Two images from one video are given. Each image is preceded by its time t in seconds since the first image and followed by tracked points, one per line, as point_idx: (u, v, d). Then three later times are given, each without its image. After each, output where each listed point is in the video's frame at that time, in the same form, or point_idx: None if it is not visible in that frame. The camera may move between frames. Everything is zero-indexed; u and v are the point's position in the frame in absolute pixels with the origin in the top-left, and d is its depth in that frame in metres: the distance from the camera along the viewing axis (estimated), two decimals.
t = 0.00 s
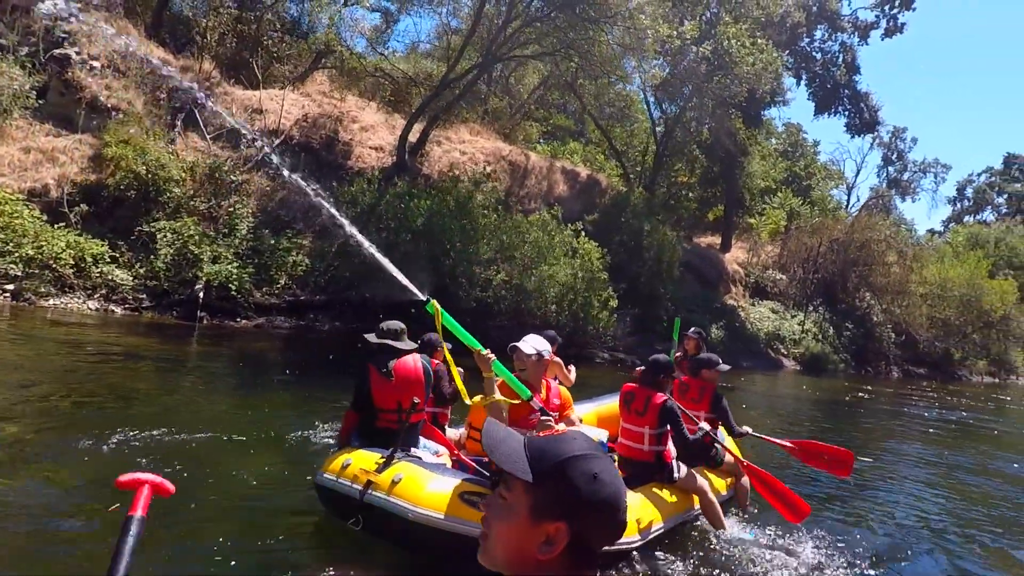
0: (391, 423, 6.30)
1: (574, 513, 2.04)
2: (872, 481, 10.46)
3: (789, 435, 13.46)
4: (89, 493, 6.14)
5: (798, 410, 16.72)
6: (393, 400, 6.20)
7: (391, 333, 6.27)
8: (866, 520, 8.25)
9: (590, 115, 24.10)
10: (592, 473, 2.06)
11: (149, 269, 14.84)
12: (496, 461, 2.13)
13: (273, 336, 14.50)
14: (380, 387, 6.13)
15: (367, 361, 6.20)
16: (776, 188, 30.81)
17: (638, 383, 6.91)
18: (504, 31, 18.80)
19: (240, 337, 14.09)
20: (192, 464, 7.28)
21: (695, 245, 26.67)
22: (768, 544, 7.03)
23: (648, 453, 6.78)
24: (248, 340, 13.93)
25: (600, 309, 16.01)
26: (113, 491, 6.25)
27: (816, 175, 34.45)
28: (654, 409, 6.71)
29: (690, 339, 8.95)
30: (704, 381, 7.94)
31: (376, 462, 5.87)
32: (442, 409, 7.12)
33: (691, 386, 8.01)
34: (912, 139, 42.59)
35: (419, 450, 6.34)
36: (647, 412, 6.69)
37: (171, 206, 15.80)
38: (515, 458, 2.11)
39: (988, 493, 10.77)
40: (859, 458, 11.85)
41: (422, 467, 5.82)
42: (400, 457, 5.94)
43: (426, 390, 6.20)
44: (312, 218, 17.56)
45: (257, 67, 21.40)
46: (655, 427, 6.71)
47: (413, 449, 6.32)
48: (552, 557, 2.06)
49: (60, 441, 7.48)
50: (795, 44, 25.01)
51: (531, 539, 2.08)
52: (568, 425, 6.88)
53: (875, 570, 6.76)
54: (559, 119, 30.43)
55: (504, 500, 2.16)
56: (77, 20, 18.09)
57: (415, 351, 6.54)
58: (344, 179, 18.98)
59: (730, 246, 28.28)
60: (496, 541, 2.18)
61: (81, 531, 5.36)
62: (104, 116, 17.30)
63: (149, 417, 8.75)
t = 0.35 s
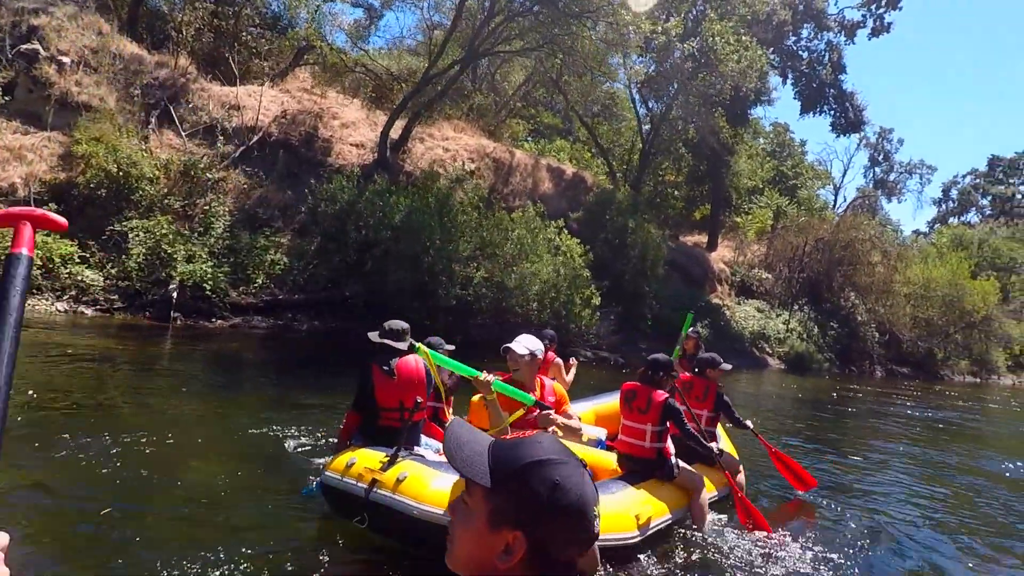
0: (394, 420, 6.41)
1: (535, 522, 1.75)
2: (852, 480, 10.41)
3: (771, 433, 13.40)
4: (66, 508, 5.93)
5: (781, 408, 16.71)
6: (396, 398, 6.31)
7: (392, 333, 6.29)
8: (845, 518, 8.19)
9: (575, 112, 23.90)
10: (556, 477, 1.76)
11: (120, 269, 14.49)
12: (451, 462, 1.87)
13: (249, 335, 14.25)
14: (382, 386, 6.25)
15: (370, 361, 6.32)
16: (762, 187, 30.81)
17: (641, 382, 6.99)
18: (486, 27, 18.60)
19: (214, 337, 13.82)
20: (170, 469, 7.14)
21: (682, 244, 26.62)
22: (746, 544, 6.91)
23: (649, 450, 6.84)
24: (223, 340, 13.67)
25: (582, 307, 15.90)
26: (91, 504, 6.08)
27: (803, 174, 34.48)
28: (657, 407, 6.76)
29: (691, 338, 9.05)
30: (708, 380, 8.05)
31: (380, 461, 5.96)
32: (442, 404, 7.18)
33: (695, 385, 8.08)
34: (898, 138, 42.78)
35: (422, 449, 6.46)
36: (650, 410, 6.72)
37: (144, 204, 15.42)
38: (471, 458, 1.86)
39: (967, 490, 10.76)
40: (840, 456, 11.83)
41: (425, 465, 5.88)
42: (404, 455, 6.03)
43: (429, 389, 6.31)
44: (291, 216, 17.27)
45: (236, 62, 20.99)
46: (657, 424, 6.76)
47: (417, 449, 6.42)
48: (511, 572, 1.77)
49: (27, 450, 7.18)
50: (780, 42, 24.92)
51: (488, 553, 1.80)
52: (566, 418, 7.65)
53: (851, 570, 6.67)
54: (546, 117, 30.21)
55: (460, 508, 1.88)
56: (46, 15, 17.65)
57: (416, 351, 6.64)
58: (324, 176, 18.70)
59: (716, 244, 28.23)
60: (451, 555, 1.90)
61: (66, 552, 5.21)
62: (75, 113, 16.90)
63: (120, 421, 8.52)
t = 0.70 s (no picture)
0: (401, 417, 6.48)
1: (529, 524, 1.76)
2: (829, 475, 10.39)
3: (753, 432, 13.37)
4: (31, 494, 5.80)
5: (765, 409, 16.66)
6: (403, 393, 6.41)
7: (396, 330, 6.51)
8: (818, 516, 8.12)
9: (566, 109, 23.82)
10: (549, 480, 1.77)
11: (98, 259, 14.28)
12: (444, 468, 1.86)
13: (228, 328, 14.07)
14: (389, 382, 6.35)
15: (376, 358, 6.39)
16: (752, 188, 30.87)
17: (645, 381, 7.03)
18: (474, 21, 18.49)
19: (191, 329, 13.65)
20: (148, 462, 7.01)
21: (671, 244, 26.61)
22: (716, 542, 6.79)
23: (652, 448, 6.87)
24: (199, 333, 13.49)
25: (566, 304, 15.82)
26: (63, 492, 5.96)
27: (794, 176, 34.57)
28: (661, 406, 6.81)
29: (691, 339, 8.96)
30: (709, 382, 7.96)
31: (390, 455, 5.99)
32: (447, 400, 6.83)
33: (694, 386, 7.95)
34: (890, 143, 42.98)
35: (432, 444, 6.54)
36: (653, 409, 6.79)
37: (124, 193, 15.22)
38: (463, 465, 1.85)
39: (944, 490, 10.76)
40: (820, 455, 11.78)
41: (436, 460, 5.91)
42: (415, 450, 6.07)
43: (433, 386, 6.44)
44: (275, 208, 17.10)
45: (222, 52, 20.78)
46: (661, 422, 6.81)
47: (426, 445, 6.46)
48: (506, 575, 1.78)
49: None
50: (771, 42, 24.96)
51: (483, 558, 1.79)
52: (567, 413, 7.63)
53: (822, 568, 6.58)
54: (539, 114, 30.15)
55: (451, 515, 1.87)
56: None
57: (423, 348, 6.77)
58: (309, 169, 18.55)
59: (706, 244, 28.22)
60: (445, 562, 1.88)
61: (37, 539, 5.10)
62: (54, 99, 16.65)
63: (95, 412, 8.37)
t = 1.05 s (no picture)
0: (413, 415, 6.45)
1: (530, 527, 1.59)
2: (817, 470, 10.26)
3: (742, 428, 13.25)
4: None
5: (755, 404, 16.55)
6: (414, 393, 6.33)
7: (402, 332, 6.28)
8: (807, 510, 7.92)
9: (554, 105, 23.64)
10: (553, 480, 1.60)
11: (75, 262, 14.01)
12: (442, 462, 1.69)
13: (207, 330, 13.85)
14: (400, 383, 6.26)
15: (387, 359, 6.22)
16: (743, 182, 30.77)
17: (648, 377, 6.88)
18: (457, 16, 18.25)
19: (170, 331, 13.42)
20: (124, 467, 6.81)
21: (662, 239, 26.47)
22: (701, 539, 6.53)
23: (657, 444, 6.80)
24: (178, 335, 13.27)
25: (553, 301, 15.66)
26: (23, 502, 5.76)
27: (786, 170, 34.50)
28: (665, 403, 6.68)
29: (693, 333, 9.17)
30: (707, 374, 7.78)
31: (406, 453, 6.04)
32: (457, 399, 6.60)
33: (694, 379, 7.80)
34: (881, 136, 42.97)
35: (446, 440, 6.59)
36: (657, 406, 6.66)
37: (101, 194, 14.95)
38: (464, 463, 1.67)
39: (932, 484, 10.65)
40: (810, 450, 11.62)
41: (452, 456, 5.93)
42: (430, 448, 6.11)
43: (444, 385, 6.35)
44: (258, 207, 16.86)
45: (203, 50, 20.48)
46: (665, 418, 6.69)
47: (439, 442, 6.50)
48: None
49: None
50: (760, 36, 24.82)
51: (479, 561, 1.64)
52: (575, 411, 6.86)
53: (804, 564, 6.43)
54: (529, 111, 29.97)
55: (448, 513, 1.71)
56: None
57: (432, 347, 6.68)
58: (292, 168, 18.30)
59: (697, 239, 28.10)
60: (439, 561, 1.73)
61: None
62: (29, 100, 16.35)
63: (71, 417, 8.16)
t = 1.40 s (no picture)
0: (425, 411, 6.35)
1: (535, 515, 1.72)
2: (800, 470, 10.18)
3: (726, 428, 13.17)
4: None
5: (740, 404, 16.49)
6: (429, 389, 6.27)
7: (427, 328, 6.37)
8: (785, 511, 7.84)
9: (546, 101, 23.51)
10: (557, 471, 1.75)
11: (51, 248, 13.69)
12: (455, 453, 1.82)
13: (186, 321, 13.61)
14: (417, 378, 6.23)
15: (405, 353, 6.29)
16: (736, 182, 30.74)
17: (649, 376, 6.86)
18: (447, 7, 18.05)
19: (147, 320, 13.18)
20: (89, 458, 6.56)
21: (653, 238, 26.36)
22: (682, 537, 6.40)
23: (658, 441, 6.72)
24: (155, 325, 13.02)
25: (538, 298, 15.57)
26: None
27: (778, 171, 34.52)
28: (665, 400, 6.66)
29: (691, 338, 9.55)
30: (703, 373, 7.67)
31: (418, 446, 5.90)
32: (467, 399, 6.52)
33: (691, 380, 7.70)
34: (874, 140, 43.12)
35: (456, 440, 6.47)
36: (658, 402, 6.63)
37: (80, 180, 14.64)
38: (475, 454, 1.80)
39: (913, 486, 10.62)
40: (795, 450, 11.55)
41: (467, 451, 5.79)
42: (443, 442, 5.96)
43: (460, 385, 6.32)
44: (242, 198, 16.61)
45: (191, 37, 20.17)
46: (664, 416, 6.65)
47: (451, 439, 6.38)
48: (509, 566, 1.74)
49: None
50: (754, 36, 24.80)
51: (487, 547, 1.76)
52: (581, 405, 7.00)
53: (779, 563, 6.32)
54: (523, 107, 29.84)
55: (458, 502, 1.83)
56: None
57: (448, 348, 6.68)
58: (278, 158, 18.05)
59: (688, 238, 28.02)
60: (449, 547, 1.85)
61: None
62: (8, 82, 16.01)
63: (46, 408, 7.90)
